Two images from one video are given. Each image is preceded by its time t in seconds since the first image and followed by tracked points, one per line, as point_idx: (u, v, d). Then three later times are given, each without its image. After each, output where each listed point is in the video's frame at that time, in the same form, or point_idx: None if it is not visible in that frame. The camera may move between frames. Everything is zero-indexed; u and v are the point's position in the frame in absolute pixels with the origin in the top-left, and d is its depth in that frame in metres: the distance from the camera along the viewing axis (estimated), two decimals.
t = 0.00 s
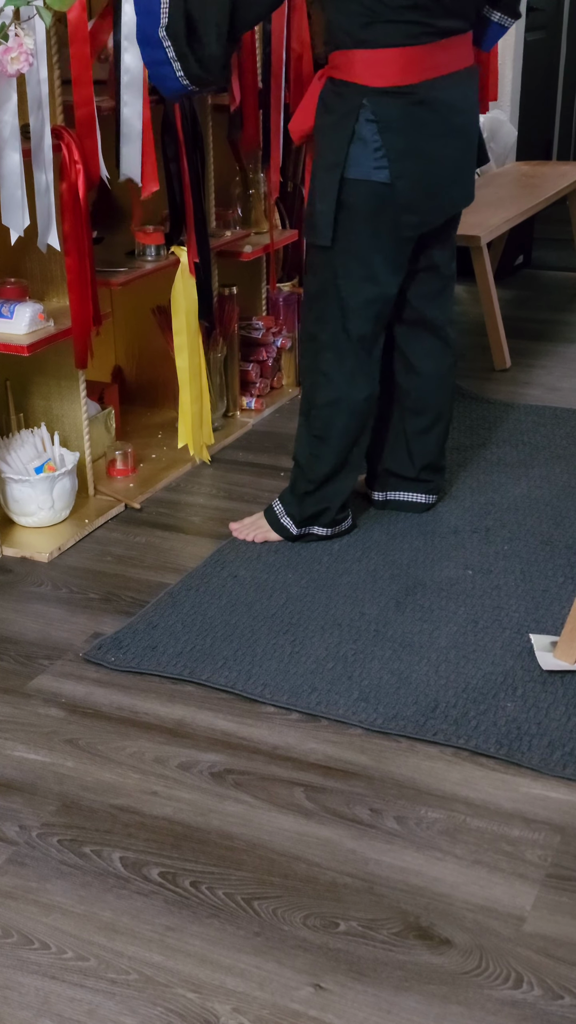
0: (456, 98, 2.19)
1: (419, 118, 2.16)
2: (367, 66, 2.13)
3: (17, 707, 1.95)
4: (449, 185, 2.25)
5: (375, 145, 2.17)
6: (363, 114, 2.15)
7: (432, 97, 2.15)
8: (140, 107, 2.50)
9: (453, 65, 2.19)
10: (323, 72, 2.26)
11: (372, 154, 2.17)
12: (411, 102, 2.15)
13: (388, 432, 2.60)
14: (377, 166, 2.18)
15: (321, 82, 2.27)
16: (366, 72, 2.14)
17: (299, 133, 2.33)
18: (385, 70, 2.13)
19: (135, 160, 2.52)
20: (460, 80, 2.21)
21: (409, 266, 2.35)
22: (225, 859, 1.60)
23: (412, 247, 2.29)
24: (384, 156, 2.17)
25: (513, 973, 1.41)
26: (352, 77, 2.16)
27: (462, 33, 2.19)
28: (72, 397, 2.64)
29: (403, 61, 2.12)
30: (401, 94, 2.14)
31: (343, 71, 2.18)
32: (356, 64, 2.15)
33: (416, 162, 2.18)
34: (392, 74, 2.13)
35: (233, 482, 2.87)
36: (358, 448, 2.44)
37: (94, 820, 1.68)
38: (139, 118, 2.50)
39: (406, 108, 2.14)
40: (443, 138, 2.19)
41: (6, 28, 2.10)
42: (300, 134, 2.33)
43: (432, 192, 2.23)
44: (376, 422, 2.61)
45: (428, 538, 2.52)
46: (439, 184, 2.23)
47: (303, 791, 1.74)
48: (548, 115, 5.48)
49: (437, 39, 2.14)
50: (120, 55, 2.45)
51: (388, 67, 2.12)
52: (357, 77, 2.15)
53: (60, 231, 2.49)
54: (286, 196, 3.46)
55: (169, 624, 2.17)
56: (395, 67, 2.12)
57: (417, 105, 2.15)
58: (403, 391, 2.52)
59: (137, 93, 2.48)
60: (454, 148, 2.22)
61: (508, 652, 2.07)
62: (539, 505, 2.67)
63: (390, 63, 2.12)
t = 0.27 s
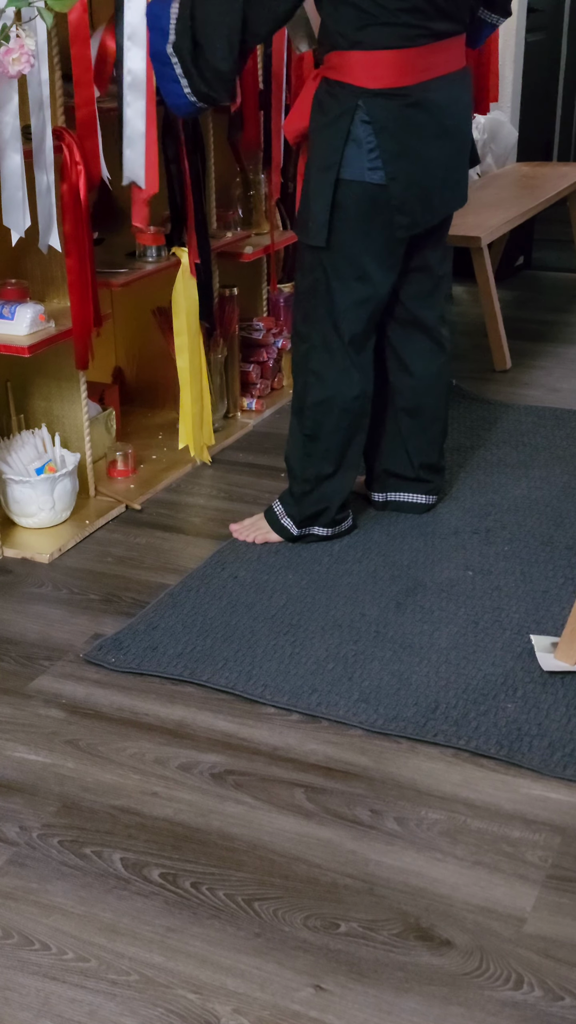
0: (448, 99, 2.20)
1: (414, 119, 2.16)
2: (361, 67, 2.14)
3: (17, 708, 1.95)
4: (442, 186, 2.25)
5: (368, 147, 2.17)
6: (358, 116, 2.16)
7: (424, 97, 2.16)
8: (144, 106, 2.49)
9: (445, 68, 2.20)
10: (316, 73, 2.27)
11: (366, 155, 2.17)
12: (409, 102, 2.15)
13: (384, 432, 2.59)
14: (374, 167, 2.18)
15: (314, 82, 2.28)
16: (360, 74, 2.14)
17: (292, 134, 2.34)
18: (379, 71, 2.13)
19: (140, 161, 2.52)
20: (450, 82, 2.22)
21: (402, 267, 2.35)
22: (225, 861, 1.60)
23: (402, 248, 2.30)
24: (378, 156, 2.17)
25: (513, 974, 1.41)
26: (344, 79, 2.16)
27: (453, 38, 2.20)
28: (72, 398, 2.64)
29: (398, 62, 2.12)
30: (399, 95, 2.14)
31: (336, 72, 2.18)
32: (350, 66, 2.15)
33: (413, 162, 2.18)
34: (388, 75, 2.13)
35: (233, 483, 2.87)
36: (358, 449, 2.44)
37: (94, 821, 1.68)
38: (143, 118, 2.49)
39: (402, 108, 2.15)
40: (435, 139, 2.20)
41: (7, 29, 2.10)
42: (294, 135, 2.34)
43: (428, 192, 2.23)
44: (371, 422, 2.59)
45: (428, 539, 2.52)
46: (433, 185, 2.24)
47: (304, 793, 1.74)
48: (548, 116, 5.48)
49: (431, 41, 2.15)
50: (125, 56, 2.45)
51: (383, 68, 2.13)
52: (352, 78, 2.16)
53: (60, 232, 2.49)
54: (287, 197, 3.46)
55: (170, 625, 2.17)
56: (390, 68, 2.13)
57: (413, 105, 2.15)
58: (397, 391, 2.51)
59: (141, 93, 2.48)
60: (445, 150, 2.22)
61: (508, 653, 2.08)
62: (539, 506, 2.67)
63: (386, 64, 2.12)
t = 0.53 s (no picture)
0: (447, 101, 2.21)
1: (414, 121, 2.16)
2: (361, 70, 2.14)
3: (17, 709, 1.95)
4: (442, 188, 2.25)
5: (372, 148, 2.18)
6: (363, 117, 2.16)
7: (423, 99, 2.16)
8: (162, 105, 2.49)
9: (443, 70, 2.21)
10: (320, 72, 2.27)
11: (371, 157, 2.18)
12: (409, 103, 2.15)
13: (383, 433, 2.59)
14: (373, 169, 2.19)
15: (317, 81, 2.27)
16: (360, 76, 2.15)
17: (294, 134, 2.31)
18: (379, 74, 2.14)
19: (165, 161, 2.53)
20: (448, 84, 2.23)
21: (402, 266, 2.35)
22: (225, 862, 1.60)
23: (403, 248, 2.30)
24: (382, 157, 2.18)
25: (513, 975, 1.41)
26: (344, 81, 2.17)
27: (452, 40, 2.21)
28: (72, 399, 2.64)
29: (398, 64, 2.13)
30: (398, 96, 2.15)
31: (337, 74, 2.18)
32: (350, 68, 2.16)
33: (413, 164, 2.18)
34: (387, 77, 2.14)
35: (233, 484, 2.87)
36: (357, 450, 2.44)
37: (94, 822, 1.68)
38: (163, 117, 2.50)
39: (402, 111, 2.15)
40: (437, 141, 2.21)
41: (8, 30, 2.09)
42: (295, 135, 2.31)
43: (427, 194, 2.24)
44: (368, 422, 2.59)
45: (428, 541, 2.52)
46: (432, 186, 2.24)
47: (303, 794, 1.74)
48: (548, 118, 5.49)
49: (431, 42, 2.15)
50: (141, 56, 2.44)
51: (382, 70, 2.13)
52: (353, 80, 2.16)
53: (60, 233, 2.49)
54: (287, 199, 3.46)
55: (169, 626, 2.17)
56: (389, 70, 2.13)
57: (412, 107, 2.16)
58: (396, 391, 2.51)
59: (159, 93, 2.48)
60: (446, 151, 2.23)
61: (508, 654, 2.07)
62: (539, 508, 2.67)
63: (385, 66, 2.13)
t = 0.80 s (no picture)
0: (450, 104, 2.20)
1: (416, 124, 2.16)
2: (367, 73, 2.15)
3: (16, 710, 1.95)
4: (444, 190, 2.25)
5: (384, 150, 2.18)
6: (376, 121, 2.16)
7: (427, 102, 2.16)
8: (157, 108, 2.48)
9: (448, 73, 2.21)
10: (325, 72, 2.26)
11: (382, 159, 2.18)
12: (410, 106, 2.15)
13: (382, 435, 2.59)
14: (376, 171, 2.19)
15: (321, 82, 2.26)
16: (367, 79, 2.15)
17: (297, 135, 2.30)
18: (385, 77, 2.13)
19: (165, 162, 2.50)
20: (452, 88, 2.23)
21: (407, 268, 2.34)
22: (225, 863, 1.60)
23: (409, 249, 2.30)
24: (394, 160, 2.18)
25: (513, 977, 1.41)
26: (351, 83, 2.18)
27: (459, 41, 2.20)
28: (72, 401, 2.64)
29: (403, 67, 2.13)
30: (401, 98, 2.14)
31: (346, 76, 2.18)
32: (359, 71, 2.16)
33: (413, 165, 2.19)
34: (392, 80, 2.13)
35: (232, 485, 2.87)
36: (356, 450, 2.44)
37: (94, 824, 1.68)
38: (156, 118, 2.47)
39: (405, 113, 2.15)
40: (440, 144, 2.20)
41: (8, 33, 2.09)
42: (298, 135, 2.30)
43: (429, 196, 2.23)
44: (368, 424, 2.59)
45: (427, 542, 2.52)
46: (433, 190, 2.23)
47: (303, 795, 1.73)
48: (547, 120, 5.49)
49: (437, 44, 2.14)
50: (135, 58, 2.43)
51: (388, 73, 2.13)
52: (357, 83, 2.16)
53: (60, 235, 2.49)
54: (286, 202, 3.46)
55: (168, 628, 2.17)
56: (395, 73, 2.13)
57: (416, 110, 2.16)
58: (396, 393, 2.51)
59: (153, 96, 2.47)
60: (450, 154, 2.23)
61: (508, 657, 2.07)
62: (538, 510, 2.67)
63: (391, 69, 2.13)
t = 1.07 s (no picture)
0: (454, 106, 2.22)
1: (420, 126, 2.17)
2: (375, 74, 2.14)
3: (16, 711, 1.95)
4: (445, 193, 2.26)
5: (397, 153, 2.17)
6: (388, 124, 2.15)
7: (431, 106, 2.17)
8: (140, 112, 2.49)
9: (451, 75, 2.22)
10: (332, 75, 2.24)
11: (396, 162, 2.18)
12: (412, 108, 2.15)
13: (382, 436, 2.59)
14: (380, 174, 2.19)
15: (329, 85, 2.24)
16: (375, 80, 2.15)
17: (309, 140, 2.28)
18: (393, 79, 2.13)
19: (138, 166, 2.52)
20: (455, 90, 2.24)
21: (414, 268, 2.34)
22: (224, 865, 1.60)
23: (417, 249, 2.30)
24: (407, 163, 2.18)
25: (513, 979, 1.41)
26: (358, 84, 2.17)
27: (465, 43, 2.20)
28: (71, 402, 2.64)
29: (411, 70, 2.13)
30: (403, 100, 2.15)
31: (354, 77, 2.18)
32: (369, 72, 2.15)
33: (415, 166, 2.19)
34: (399, 83, 2.14)
35: (232, 486, 2.87)
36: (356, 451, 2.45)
37: (93, 825, 1.68)
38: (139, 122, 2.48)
39: (409, 116, 2.16)
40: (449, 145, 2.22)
41: (8, 34, 2.09)
42: (310, 139, 2.27)
43: (430, 198, 2.24)
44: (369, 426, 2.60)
45: (427, 544, 2.52)
46: (435, 192, 2.24)
47: (303, 797, 1.73)
48: (547, 123, 5.49)
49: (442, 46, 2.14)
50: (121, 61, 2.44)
51: (396, 76, 2.13)
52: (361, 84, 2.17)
53: (59, 236, 2.49)
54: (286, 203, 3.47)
55: (168, 630, 2.17)
56: (401, 75, 2.13)
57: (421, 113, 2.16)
58: (397, 394, 2.52)
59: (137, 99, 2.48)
60: (455, 155, 2.24)
61: (508, 659, 2.07)
62: (538, 511, 2.67)
63: (399, 72, 2.13)
